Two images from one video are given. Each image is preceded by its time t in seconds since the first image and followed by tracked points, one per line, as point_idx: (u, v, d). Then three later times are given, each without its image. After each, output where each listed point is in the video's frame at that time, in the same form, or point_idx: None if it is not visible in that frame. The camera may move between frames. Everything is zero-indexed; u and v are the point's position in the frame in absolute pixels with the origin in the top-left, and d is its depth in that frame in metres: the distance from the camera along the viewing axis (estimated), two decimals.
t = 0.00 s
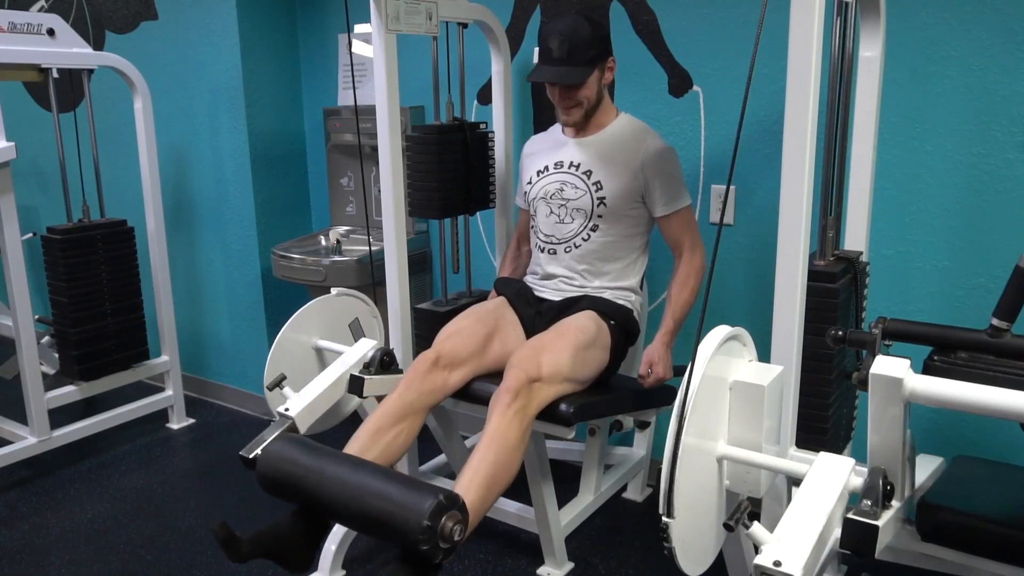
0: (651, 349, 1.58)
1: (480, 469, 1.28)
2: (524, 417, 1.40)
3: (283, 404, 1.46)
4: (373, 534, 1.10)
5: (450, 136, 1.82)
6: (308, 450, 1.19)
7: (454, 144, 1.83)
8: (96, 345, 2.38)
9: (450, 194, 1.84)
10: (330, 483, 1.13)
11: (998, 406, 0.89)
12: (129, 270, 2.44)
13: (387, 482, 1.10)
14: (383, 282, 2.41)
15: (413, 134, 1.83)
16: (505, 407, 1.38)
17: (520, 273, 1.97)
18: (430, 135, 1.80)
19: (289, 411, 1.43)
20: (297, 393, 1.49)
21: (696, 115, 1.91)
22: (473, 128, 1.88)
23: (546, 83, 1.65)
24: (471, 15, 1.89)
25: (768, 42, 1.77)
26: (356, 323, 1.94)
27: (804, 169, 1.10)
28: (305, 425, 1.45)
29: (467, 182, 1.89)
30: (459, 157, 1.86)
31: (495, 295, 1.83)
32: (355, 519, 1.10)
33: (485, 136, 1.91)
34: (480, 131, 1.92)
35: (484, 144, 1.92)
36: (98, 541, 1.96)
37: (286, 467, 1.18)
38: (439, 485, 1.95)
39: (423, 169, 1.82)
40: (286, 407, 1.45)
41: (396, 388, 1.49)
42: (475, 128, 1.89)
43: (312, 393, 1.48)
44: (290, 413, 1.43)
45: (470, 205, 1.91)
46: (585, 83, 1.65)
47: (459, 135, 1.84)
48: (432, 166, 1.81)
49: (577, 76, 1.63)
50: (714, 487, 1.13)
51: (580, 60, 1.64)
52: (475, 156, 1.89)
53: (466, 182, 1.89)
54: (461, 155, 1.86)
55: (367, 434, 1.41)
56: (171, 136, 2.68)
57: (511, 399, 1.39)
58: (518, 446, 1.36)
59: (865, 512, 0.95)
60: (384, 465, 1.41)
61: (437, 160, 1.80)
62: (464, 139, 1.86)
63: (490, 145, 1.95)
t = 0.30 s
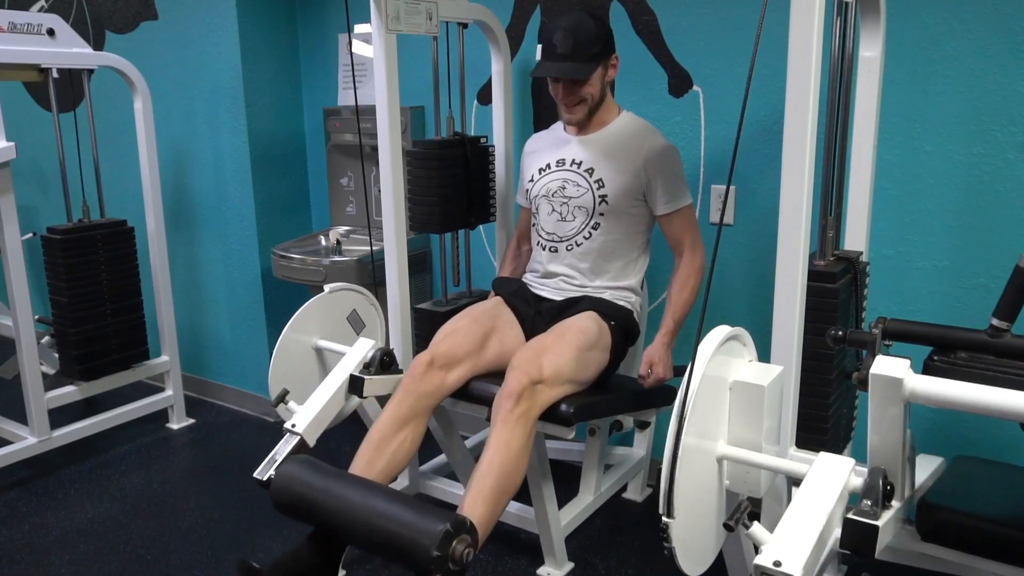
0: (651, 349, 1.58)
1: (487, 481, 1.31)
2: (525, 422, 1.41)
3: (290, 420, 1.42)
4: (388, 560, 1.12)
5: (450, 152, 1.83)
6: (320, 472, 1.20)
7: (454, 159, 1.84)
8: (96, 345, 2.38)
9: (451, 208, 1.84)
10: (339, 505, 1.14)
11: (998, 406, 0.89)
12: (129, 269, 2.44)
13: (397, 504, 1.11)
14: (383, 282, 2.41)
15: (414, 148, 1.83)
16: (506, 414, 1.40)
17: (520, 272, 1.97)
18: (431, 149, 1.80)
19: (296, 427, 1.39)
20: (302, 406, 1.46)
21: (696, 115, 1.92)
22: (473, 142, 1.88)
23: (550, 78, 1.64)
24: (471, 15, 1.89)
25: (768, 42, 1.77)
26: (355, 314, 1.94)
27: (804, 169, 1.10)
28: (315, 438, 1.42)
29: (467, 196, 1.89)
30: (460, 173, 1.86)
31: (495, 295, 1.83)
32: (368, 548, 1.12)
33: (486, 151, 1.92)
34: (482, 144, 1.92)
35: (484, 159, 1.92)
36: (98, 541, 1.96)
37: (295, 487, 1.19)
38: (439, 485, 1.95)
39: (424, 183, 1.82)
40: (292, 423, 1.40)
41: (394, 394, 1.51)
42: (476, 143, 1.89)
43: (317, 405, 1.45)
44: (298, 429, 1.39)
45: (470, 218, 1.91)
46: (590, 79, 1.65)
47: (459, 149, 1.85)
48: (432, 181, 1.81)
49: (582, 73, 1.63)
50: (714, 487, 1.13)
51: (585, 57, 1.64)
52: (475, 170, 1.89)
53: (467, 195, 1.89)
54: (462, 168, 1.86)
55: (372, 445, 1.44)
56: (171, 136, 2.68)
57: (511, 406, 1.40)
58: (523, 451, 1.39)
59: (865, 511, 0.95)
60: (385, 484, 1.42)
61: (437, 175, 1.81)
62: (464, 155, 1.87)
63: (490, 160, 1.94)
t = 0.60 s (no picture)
0: (651, 349, 1.58)
1: (492, 489, 1.34)
2: (528, 427, 1.42)
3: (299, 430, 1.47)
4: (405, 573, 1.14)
5: (450, 166, 1.82)
6: (334, 490, 1.23)
7: (454, 175, 1.83)
8: (96, 345, 2.38)
9: (451, 223, 1.85)
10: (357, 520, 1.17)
11: (998, 406, 0.89)
12: (129, 269, 2.44)
13: (411, 518, 1.14)
14: (383, 282, 2.41)
15: (415, 163, 1.83)
16: (508, 419, 1.41)
17: (519, 272, 1.97)
18: (432, 163, 1.81)
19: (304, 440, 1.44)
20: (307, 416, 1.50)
21: (696, 115, 1.91)
22: (473, 156, 1.88)
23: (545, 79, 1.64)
24: (471, 16, 1.89)
25: (769, 42, 1.77)
26: (352, 307, 1.93)
27: (804, 169, 1.10)
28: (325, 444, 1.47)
29: (467, 209, 1.89)
30: (460, 187, 1.85)
31: (495, 297, 1.83)
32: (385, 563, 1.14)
33: (486, 164, 1.91)
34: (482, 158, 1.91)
35: (484, 172, 1.91)
36: (98, 541, 1.96)
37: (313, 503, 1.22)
38: (439, 484, 1.95)
39: (423, 198, 1.83)
40: (301, 436, 1.46)
41: (395, 397, 1.54)
42: (476, 155, 1.88)
43: (321, 415, 1.49)
44: (306, 442, 1.45)
45: (471, 231, 1.91)
46: (584, 80, 1.65)
47: (459, 163, 1.84)
48: (433, 197, 1.82)
49: (578, 73, 1.63)
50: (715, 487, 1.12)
51: (580, 57, 1.64)
52: (476, 183, 1.89)
53: (467, 210, 1.89)
54: (462, 183, 1.86)
55: (378, 449, 1.47)
56: (170, 136, 2.68)
57: (513, 411, 1.41)
58: (527, 454, 1.41)
59: (865, 511, 0.95)
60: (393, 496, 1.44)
61: (437, 191, 1.81)
62: (464, 168, 1.86)
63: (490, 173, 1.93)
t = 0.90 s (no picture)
0: (651, 349, 1.58)
1: (501, 494, 1.38)
2: (531, 430, 1.43)
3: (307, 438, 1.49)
4: None
5: (450, 179, 1.82)
6: (348, 500, 1.22)
7: (454, 188, 1.83)
8: (96, 345, 2.38)
9: (452, 236, 1.85)
10: (371, 529, 1.17)
11: (998, 406, 0.89)
12: (129, 269, 2.44)
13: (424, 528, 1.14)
14: (383, 282, 2.41)
15: (415, 176, 1.83)
16: (512, 423, 1.42)
17: (519, 272, 1.97)
18: (432, 175, 1.81)
19: (314, 447, 1.45)
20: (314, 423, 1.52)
21: (696, 115, 1.92)
22: (473, 165, 1.88)
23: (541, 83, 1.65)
24: (471, 15, 1.89)
25: (769, 42, 1.77)
26: (349, 301, 1.92)
27: (804, 169, 1.10)
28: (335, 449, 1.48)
29: (467, 221, 1.89)
30: (460, 200, 1.86)
31: (495, 298, 1.83)
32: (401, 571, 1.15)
33: (485, 175, 1.91)
34: (481, 169, 1.91)
35: (484, 184, 1.91)
36: (98, 541, 1.96)
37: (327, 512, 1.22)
38: (440, 484, 1.95)
39: (424, 211, 1.83)
40: (310, 444, 1.47)
41: (395, 401, 1.55)
42: (477, 168, 1.89)
43: (326, 422, 1.50)
44: (315, 450, 1.45)
45: (472, 243, 1.91)
46: (579, 83, 1.66)
47: (460, 175, 1.84)
48: (434, 209, 1.82)
49: (572, 76, 1.63)
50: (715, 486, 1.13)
51: (575, 60, 1.64)
52: (475, 194, 1.89)
53: (468, 221, 1.89)
54: (462, 195, 1.86)
55: (385, 454, 1.50)
56: (170, 136, 2.68)
57: (516, 415, 1.42)
58: (533, 455, 1.43)
59: (865, 511, 0.95)
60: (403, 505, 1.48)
61: (438, 204, 1.81)
62: (465, 181, 1.86)
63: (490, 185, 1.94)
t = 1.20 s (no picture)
0: (651, 349, 1.58)
1: (510, 499, 1.42)
2: (534, 430, 1.44)
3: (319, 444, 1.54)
4: None
5: (451, 195, 1.82)
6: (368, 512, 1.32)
7: (454, 205, 1.83)
8: (96, 345, 2.38)
9: (452, 252, 1.85)
10: (392, 535, 1.27)
11: (998, 406, 0.89)
12: (129, 269, 2.44)
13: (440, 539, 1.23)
14: (382, 282, 2.42)
15: (417, 191, 1.83)
16: (516, 425, 1.43)
17: (518, 273, 1.97)
18: (433, 192, 1.81)
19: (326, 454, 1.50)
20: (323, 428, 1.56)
21: (696, 115, 1.92)
22: (474, 182, 1.88)
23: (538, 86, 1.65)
24: (471, 15, 1.89)
25: (768, 42, 1.77)
26: (343, 296, 1.91)
27: (804, 168, 1.10)
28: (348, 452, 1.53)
29: (467, 236, 1.88)
30: (460, 215, 1.86)
31: (495, 299, 1.83)
32: None
33: (486, 190, 1.91)
34: (482, 184, 1.92)
35: (484, 199, 1.91)
36: (98, 541, 1.96)
37: (345, 517, 1.33)
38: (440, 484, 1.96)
39: (424, 227, 1.83)
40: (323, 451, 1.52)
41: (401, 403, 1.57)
42: (477, 182, 1.88)
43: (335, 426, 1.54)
44: (328, 456, 1.50)
45: (473, 258, 1.91)
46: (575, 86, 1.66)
47: (461, 192, 1.84)
48: (434, 225, 1.82)
49: (568, 80, 1.63)
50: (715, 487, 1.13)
51: (571, 64, 1.64)
52: (476, 209, 1.89)
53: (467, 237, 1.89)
54: (462, 211, 1.86)
55: (395, 458, 1.54)
56: (170, 136, 2.68)
57: (519, 416, 1.42)
58: (539, 454, 1.45)
59: (865, 512, 0.95)
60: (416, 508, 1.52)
61: (438, 221, 1.82)
62: (465, 196, 1.86)
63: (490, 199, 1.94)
